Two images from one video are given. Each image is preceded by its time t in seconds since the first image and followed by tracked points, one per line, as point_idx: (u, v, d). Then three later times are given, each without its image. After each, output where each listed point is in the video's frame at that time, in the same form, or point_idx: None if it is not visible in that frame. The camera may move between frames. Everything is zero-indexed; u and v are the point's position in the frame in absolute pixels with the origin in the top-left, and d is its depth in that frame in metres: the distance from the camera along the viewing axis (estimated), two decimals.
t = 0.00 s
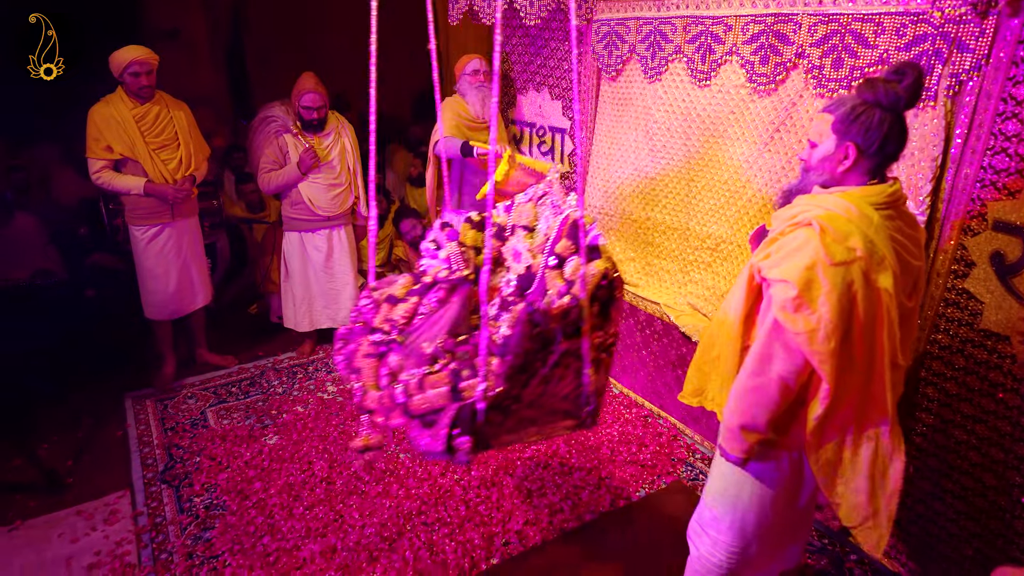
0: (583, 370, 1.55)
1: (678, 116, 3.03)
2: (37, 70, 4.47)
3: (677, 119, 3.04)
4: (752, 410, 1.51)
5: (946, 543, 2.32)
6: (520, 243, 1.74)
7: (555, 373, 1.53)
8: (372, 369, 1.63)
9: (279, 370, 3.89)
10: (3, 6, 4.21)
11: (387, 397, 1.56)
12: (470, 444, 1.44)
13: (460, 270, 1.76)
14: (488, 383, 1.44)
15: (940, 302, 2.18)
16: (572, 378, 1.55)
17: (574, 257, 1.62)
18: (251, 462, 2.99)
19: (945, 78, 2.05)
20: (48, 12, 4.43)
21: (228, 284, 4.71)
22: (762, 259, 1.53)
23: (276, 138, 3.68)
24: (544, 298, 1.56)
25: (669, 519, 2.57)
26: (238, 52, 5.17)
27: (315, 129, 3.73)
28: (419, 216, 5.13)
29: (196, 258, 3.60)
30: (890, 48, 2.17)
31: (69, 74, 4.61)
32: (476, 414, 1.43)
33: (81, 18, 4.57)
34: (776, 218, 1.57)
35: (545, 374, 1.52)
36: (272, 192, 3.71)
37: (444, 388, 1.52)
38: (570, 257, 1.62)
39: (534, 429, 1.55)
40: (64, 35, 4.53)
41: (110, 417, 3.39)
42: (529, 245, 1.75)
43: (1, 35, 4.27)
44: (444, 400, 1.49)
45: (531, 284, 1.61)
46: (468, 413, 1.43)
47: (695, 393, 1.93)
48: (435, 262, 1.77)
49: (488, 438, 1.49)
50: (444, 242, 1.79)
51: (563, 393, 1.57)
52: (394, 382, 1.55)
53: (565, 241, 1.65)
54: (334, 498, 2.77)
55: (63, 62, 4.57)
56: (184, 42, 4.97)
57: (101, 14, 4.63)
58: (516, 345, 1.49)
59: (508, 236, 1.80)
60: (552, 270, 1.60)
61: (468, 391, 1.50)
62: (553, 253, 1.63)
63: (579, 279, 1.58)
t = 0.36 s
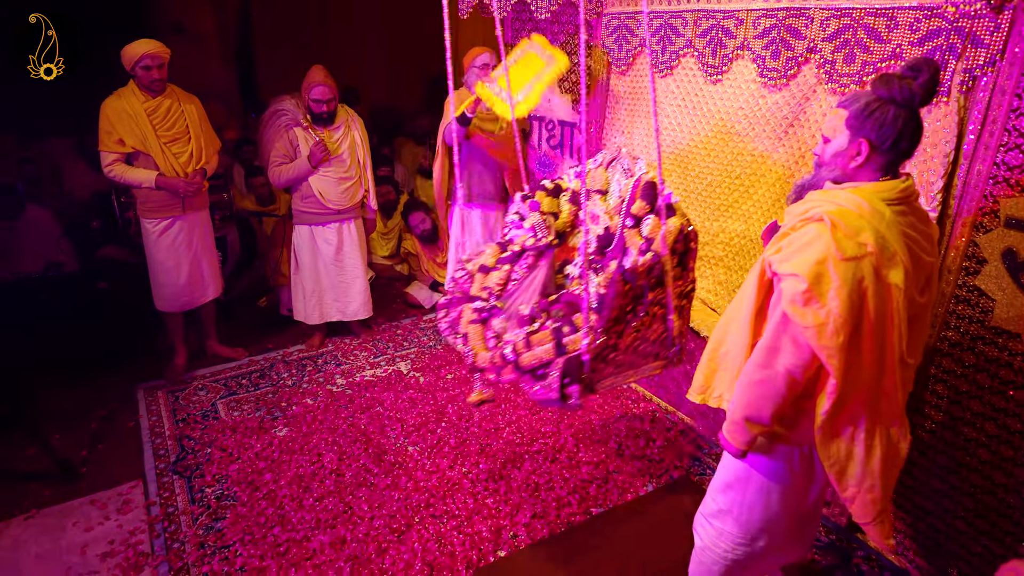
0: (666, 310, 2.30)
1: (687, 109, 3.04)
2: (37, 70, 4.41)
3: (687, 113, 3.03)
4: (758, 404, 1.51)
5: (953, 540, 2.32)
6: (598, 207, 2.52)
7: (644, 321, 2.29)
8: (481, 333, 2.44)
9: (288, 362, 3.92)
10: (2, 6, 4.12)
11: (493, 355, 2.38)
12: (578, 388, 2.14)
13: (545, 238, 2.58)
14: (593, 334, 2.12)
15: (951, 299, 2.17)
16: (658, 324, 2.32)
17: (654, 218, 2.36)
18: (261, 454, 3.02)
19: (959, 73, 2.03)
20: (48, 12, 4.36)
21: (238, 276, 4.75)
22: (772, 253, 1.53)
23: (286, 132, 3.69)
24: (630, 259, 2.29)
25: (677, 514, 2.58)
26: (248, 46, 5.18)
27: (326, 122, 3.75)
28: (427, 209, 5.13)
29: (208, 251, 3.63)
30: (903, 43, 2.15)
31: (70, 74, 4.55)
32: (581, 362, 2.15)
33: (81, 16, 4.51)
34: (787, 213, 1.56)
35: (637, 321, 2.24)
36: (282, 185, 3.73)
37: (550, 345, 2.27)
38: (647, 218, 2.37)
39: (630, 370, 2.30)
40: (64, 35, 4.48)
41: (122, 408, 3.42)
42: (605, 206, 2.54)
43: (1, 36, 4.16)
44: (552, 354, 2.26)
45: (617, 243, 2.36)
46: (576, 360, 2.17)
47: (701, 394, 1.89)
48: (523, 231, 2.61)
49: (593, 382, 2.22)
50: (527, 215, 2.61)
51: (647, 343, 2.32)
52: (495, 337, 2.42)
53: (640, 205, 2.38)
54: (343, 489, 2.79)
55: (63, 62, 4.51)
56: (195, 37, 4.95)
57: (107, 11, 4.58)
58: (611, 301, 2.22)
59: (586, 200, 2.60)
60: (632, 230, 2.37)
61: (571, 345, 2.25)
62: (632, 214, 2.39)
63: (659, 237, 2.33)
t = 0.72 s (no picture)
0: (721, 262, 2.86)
1: (694, 108, 3.06)
2: (37, 70, 4.47)
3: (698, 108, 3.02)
4: (762, 404, 1.51)
5: (959, 540, 2.32)
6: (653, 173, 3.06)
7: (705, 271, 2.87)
8: (553, 301, 3.17)
9: (296, 358, 3.94)
10: (4, 7, 4.17)
11: (568, 317, 3.04)
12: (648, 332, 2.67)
13: (603, 207, 3.28)
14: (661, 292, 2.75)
15: (959, 299, 2.17)
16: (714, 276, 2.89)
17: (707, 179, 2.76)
18: (270, 449, 3.05)
19: (969, 73, 2.02)
20: (48, 12, 4.43)
21: (246, 272, 4.77)
22: (779, 253, 1.53)
23: (294, 129, 3.71)
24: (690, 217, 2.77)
25: (682, 510, 2.59)
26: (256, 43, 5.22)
27: (333, 119, 3.76)
28: (434, 206, 5.14)
29: (217, 247, 3.65)
30: (912, 43, 2.14)
31: (70, 74, 4.61)
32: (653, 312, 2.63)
33: (81, 16, 4.60)
34: (795, 213, 1.56)
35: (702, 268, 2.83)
36: (290, 182, 3.75)
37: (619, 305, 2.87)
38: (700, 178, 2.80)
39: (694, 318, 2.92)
40: (64, 35, 4.56)
41: (133, 403, 3.45)
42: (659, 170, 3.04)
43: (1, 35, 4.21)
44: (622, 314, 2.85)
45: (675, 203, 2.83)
46: (646, 317, 2.78)
47: (704, 388, 1.92)
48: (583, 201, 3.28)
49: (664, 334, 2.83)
50: (587, 186, 3.28)
51: (704, 292, 2.92)
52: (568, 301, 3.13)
53: (693, 168, 2.84)
54: (350, 485, 2.82)
55: (63, 62, 4.57)
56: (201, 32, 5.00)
57: (109, 11, 4.66)
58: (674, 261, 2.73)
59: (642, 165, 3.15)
60: (686, 190, 2.84)
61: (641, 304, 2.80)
62: (685, 177, 2.83)
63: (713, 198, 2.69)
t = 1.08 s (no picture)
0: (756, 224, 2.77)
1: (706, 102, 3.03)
2: (37, 70, 4.49)
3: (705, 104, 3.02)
4: (762, 408, 1.54)
5: (961, 541, 2.33)
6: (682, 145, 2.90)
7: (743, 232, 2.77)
8: (595, 274, 3.07)
9: (302, 357, 3.97)
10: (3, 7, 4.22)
11: (610, 288, 2.97)
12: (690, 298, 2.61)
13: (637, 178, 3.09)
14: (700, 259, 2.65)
15: (963, 300, 2.18)
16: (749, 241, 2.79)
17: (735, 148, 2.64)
18: (276, 447, 3.07)
19: (973, 76, 2.02)
20: (48, 12, 4.41)
21: (252, 271, 4.80)
22: (776, 258, 1.55)
23: (301, 129, 3.73)
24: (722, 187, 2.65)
25: (686, 509, 2.60)
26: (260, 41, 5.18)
27: (340, 120, 3.79)
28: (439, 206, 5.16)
29: (224, 246, 3.68)
30: (917, 45, 2.15)
31: (70, 74, 4.60)
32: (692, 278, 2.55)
33: (84, 17, 4.53)
34: (793, 217, 1.58)
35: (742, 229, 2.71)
36: (297, 181, 3.78)
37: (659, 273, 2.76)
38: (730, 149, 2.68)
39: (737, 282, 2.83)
40: (64, 35, 4.53)
41: (140, 401, 3.49)
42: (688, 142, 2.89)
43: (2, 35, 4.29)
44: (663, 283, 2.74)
45: (704, 173, 2.71)
46: (686, 282, 2.69)
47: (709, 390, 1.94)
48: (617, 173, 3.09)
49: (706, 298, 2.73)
50: (619, 160, 3.11)
51: (738, 256, 2.82)
52: (609, 272, 3.01)
53: (722, 138, 2.71)
54: (356, 483, 2.84)
55: (63, 62, 4.57)
56: (204, 31, 4.98)
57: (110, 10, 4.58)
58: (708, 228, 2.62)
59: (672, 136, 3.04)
60: (716, 160, 2.72)
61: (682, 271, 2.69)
62: (714, 149, 2.74)
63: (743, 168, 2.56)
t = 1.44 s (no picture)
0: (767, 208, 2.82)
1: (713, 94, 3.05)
2: (37, 70, 4.43)
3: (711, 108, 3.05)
4: (756, 413, 1.56)
5: (962, 541, 2.35)
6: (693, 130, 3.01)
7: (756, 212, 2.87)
8: (615, 257, 3.29)
9: (308, 356, 3.99)
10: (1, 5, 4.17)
11: (630, 270, 3.19)
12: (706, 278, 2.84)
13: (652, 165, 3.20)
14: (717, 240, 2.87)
15: (966, 302, 2.20)
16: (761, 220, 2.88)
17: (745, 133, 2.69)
18: (284, 446, 3.11)
19: (977, 80, 2.04)
20: (49, 12, 4.36)
21: (259, 271, 4.84)
22: (768, 264, 1.58)
23: (308, 130, 3.76)
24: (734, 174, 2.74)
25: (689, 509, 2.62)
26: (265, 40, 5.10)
27: (346, 121, 3.82)
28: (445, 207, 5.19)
29: (232, 246, 3.71)
30: (921, 50, 2.17)
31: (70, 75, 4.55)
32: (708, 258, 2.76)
33: (84, 16, 4.50)
34: (786, 222, 1.61)
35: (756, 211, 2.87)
36: (304, 182, 3.81)
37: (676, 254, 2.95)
38: (740, 134, 2.72)
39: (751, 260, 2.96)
40: (65, 35, 4.46)
41: (148, 400, 3.52)
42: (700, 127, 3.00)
43: None
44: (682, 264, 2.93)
45: (717, 158, 2.80)
46: (702, 264, 2.87)
47: (708, 395, 1.96)
48: (632, 162, 3.23)
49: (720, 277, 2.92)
50: (634, 148, 3.21)
51: (750, 236, 2.89)
52: (628, 255, 3.22)
53: (733, 123, 2.74)
54: (364, 482, 2.87)
55: (63, 62, 4.52)
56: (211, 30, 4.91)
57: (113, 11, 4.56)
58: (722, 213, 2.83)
59: (683, 123, 3.07)
60: (727, 145, 2.77)
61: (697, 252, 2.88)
62: (725, 133, 2.77)
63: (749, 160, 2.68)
